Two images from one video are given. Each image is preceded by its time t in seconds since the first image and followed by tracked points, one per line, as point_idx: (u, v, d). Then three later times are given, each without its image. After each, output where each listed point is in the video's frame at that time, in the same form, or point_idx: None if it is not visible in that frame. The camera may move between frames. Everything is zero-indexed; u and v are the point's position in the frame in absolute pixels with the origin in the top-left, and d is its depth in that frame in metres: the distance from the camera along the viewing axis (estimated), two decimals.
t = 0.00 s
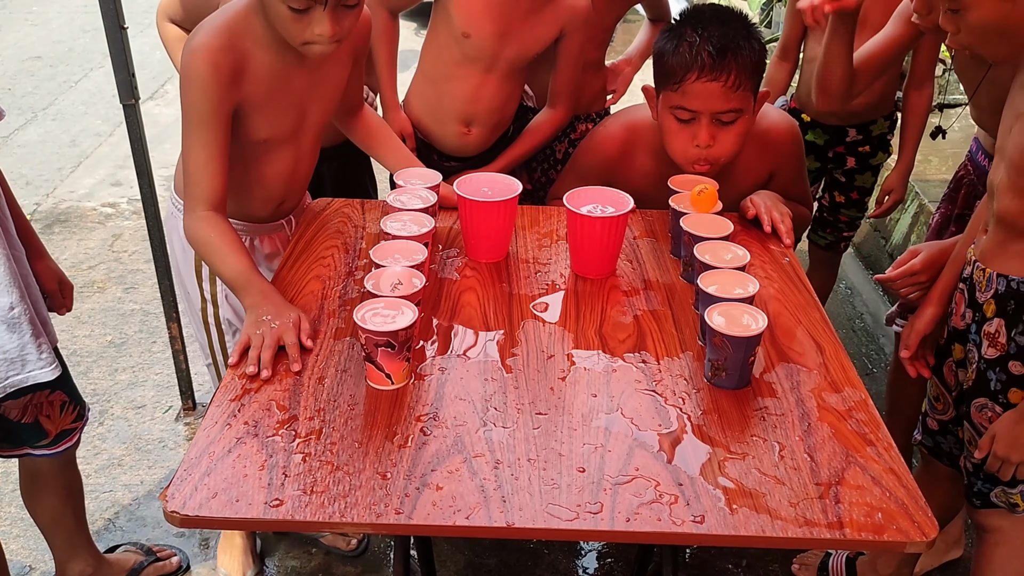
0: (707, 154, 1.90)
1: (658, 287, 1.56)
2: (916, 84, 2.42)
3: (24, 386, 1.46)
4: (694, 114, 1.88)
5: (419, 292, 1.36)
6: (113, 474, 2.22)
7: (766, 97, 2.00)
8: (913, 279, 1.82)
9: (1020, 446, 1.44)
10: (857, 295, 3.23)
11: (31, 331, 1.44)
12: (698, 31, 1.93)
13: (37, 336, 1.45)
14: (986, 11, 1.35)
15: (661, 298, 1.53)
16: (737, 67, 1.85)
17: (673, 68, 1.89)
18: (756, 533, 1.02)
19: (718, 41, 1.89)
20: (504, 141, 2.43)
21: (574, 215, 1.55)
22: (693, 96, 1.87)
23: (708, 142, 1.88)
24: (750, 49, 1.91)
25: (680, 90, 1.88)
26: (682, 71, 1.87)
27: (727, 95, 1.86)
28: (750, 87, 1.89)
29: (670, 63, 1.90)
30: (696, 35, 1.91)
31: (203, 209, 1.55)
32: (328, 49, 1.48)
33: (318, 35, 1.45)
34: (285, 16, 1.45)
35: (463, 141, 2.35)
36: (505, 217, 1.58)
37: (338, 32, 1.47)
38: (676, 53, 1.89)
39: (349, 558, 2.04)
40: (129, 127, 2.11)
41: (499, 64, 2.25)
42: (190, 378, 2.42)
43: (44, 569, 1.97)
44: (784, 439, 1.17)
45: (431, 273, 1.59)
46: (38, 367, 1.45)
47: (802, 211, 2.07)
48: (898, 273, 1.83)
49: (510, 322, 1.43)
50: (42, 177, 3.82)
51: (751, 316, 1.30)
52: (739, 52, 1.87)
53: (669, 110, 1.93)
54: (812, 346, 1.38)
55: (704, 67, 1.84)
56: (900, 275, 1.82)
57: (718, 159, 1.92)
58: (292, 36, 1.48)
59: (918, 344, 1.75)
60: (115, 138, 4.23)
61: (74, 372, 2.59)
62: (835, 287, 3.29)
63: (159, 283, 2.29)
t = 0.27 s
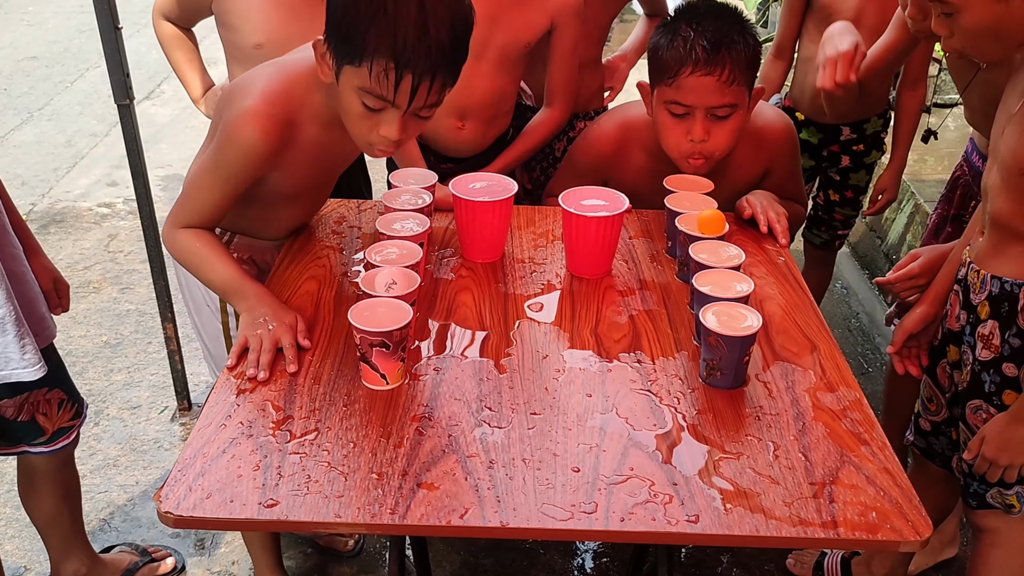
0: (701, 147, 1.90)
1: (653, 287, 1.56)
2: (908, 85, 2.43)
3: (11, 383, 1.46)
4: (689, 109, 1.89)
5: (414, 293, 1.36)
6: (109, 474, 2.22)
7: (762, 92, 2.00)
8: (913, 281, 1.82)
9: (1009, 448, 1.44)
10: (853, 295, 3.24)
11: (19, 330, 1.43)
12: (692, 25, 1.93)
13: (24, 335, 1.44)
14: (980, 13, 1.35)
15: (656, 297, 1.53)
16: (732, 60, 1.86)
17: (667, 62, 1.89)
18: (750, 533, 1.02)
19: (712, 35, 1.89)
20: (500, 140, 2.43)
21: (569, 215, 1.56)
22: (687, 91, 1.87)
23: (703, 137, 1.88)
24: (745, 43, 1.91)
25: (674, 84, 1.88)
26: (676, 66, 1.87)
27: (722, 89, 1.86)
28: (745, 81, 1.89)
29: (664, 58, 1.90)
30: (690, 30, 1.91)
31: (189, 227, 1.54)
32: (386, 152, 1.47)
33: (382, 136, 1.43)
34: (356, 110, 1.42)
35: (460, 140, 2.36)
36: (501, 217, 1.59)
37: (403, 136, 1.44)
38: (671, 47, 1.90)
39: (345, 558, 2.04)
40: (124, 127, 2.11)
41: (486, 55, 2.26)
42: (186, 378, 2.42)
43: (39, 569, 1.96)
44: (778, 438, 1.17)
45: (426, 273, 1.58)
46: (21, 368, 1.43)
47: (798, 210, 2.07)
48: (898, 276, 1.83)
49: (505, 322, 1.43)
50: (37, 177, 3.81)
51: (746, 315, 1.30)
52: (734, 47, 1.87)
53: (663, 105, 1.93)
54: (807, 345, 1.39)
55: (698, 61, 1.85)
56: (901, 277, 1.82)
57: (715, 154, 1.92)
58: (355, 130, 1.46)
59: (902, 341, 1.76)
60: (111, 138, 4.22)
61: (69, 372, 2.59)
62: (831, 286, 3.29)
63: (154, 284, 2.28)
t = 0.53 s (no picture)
0: (704, 91, 1.86)
1: (650, 285, 1.56)
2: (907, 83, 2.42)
3: None
4: (689, 59, 1.83)
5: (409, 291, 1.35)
6: (105, 472, 2.21)
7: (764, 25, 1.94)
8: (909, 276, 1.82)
9: (980, 440, 1.45)
10: (850, 293, 3.23)
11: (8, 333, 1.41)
12: None
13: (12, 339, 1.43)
14: (980, 12, 1.34)
15: (653, 296, 1.52)
16: (736, 8, 1.76)
17: (669, 11, 1.79)
18: (746, 532, 1.01)
19: None
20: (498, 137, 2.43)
21: (565, 213, 1.55)
22: (689, 43, 1.80)
23: (704, 84, 1.84)
24: None
25: (675, 35, 1.80)
26: (679, 15, 1.77)
27: (726, 39, 1.79)
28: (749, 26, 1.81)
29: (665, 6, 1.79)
30: None
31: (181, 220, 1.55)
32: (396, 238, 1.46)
33: (397, 226, 1.41)
34: (377, 197, 1.40)
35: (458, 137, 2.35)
36: (497, 214, 1.58)
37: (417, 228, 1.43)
38: None
39: (341, 555, 2.04)
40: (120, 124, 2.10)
41: (481, 50, 2.26)
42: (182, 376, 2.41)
43: (35, 568, 1.96)
44: (774, 437, 1.17)
45: (422, 272, 1.58)
46: (8, 372, 1.42)
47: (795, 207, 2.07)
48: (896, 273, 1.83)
49: (500, 320, 1.42)
50: (34, 174, 3.80)
51: (742, 314, 1.29)
52: None
53: (663, 53, 1.87)
54: (804, 344, 1.38)
55: (700, 14, 1.75)
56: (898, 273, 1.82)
57: (712, 97, 1.89)
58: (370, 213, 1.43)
59: (896, 338, 1.76)
60: (107, 135, 4.21)
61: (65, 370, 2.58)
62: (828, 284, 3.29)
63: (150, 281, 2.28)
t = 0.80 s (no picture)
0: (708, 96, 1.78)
1: (651, 275, 1.56)
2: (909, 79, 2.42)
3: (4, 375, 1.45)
4: (694, 65, 1.73)
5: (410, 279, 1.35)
6: (104, 463, 2.21)
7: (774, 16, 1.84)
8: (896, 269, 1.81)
9: (978, 430, 1.46)
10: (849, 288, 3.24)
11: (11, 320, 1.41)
12: None
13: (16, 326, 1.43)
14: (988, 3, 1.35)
15: (653, 286, 1.52)
16: (742, 18, 1.66)
17: (672, 20, 1.69)
18: (746, 518, 1.02)
19: None
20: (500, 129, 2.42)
21: (566, 203, 1.55)
22: (693, 52, 1.70)
23: (710, 90, 1.75)
24: None
25: (679, 43, 1.70)
26: (682, 26, 1.67)
27: (732, 49, 1.69)
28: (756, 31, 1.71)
29: (667, 14, 1.69)
30: None
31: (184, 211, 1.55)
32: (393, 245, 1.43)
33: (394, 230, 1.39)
34: (378, 202, 1.38)
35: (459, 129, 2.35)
36: (498, 204, 1.58)
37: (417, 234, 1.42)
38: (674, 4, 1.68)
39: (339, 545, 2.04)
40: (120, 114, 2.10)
41: (484, 41, 2.25)
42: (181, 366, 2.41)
43: (34, 557, 1.96)
44: (775, 425, 1.17)
45: (422, 261, 1.58)
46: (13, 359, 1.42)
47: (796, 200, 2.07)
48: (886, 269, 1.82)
49: (501, 309, 1.43)
50: (33, 166, 3.80)
51: (743, 304, 1.30)
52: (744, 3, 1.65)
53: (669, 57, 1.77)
54: (804, 334, 1.39)
55: (705, 25, 1.64)
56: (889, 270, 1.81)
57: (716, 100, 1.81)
58: (367, 215, 1.41)
59: (891, 328, 1.76)
60: (106, 128, 4.20)
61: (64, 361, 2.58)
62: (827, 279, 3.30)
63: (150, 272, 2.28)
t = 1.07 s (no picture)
0: (715, 156, 1.76)
1: (650, 273, 1.55)
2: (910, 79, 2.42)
3: None
4: (704, 121, 1.72)
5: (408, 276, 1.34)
6: (99, 459, 2.20)
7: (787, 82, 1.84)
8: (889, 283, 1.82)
9: (998, 440, 1.44)
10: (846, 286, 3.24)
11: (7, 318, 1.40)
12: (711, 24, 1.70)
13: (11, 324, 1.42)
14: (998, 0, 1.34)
15: (653, 284, 1.52)
16: (753, 79, 1.65)
17: (685, 75, 1.69)
18: (747, 518, 1.01)
19: (732, 53, 1.65)
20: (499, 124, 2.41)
21: (566, 200, 1.54)
22: (704, 108, 1.69)
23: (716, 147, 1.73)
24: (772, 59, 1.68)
25: (691, 98, 1.70)
26: (695, 80, 1.67)
27: (741, 109, 1.67)
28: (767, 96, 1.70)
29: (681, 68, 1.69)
30: (712, 39, 1.68)
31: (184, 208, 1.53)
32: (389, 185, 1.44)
33: (388, 172, 1.39)
34: (367, 143, 1.38)
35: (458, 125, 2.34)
36: (498, 200, 1.57)
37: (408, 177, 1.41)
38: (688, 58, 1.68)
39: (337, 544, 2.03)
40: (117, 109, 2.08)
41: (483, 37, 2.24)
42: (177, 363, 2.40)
43: (29, 554, 1.95)
44: (775, 424, 1.17)
45: (421, 257, 1.57)
46: (8, 358, 1.41)
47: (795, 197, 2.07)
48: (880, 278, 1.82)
49: (500, 306, 1.42)
50: (29, 161, 3.78)
51: (744, 303, 1.29)
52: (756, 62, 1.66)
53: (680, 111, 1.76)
54: (804, 332, 1.38)
55: (715, 82, 1.65)
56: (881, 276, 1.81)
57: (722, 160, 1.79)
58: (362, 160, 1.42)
59: (890, 330, 1.73)
60: (103, 123, 4.19)
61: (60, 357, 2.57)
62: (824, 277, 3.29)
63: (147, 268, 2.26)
